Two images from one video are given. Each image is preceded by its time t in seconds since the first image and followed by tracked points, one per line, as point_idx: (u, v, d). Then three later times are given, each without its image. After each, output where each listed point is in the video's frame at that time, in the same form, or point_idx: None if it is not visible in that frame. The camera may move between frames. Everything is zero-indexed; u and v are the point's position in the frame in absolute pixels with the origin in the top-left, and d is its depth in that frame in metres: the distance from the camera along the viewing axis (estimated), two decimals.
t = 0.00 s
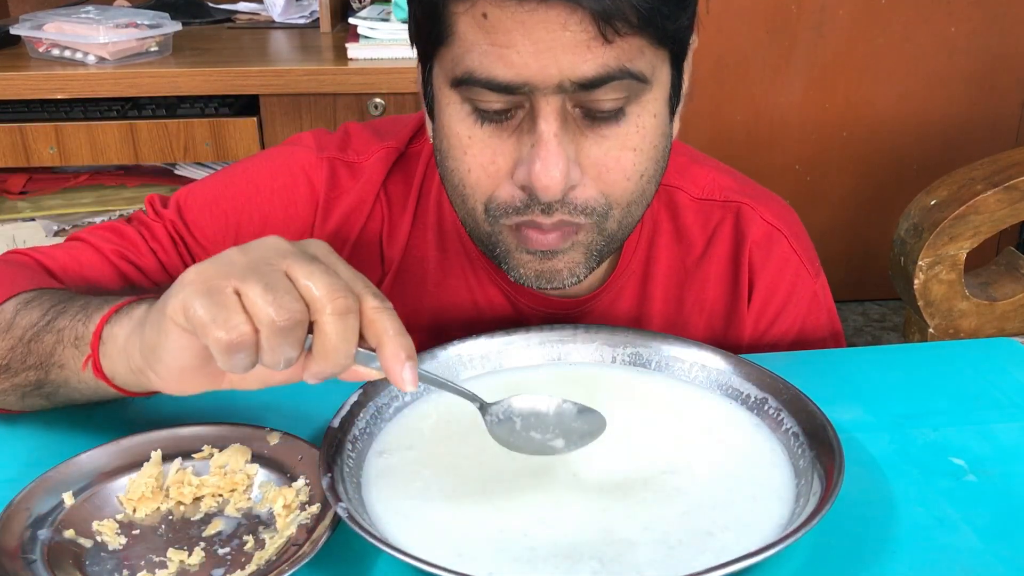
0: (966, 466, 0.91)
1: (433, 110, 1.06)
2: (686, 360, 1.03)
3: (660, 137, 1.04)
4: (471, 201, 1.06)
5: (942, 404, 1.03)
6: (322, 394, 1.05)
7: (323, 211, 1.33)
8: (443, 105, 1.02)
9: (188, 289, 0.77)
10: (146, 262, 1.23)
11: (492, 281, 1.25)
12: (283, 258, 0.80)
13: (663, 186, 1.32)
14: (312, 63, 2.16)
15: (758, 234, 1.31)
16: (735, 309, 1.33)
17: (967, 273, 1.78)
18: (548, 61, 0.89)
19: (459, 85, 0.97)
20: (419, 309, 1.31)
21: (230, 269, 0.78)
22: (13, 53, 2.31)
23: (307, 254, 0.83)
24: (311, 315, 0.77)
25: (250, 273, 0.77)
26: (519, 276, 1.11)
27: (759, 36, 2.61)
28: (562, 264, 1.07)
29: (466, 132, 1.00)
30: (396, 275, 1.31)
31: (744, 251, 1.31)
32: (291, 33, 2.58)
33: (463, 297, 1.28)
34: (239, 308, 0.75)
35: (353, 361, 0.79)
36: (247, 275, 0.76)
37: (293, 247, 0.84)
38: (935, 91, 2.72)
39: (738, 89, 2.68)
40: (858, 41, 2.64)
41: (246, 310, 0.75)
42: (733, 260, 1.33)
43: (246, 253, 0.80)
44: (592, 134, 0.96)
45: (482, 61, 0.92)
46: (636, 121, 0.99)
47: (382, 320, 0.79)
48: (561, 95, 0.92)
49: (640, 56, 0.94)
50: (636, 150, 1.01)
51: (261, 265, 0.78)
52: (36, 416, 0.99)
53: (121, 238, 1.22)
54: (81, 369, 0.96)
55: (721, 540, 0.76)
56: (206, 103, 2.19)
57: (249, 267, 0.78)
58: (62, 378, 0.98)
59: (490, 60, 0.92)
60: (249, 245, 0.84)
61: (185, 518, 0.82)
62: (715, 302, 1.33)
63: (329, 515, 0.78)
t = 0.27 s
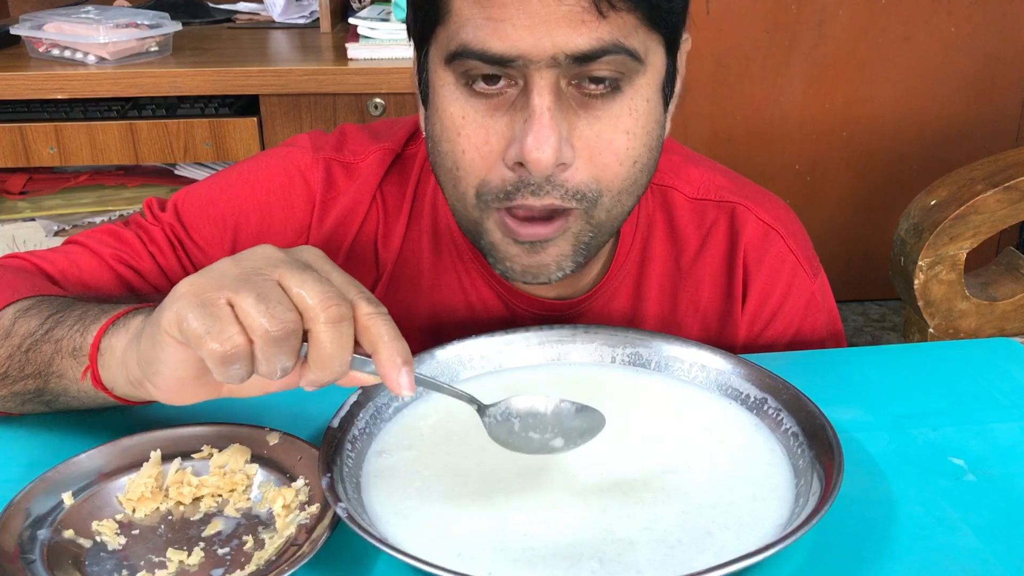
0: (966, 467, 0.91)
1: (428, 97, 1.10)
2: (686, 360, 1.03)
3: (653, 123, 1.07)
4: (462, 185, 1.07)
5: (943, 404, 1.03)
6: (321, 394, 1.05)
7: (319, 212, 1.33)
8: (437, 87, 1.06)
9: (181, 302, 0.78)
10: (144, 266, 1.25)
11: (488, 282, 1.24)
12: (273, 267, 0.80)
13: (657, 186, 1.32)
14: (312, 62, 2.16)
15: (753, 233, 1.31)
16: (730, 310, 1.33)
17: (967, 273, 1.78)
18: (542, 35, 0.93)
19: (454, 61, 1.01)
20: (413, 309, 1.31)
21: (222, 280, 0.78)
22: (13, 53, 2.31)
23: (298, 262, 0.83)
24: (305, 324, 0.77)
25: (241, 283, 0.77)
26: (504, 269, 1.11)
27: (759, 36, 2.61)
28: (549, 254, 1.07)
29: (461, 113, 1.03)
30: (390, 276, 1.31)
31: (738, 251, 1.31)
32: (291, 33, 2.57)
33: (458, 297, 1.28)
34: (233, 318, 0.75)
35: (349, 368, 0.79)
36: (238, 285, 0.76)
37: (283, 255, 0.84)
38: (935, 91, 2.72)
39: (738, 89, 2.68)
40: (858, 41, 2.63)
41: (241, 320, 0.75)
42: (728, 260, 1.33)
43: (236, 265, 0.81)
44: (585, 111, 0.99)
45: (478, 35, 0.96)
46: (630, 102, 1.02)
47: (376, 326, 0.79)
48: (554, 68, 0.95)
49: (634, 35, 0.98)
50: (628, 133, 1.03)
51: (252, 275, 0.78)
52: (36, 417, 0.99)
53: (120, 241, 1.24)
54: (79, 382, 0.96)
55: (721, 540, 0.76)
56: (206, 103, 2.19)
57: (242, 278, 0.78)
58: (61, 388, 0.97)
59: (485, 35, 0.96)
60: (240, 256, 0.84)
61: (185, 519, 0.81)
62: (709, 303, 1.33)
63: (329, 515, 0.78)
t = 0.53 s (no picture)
0: (966, 466, 0.91)
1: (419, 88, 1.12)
2: (685, 360, 1.03)
3: (640, 117, 1.10)
4: (449, 172, 1.08)
5: (943, 404, 1.03)
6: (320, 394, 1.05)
7: (314, 212, 1.33)
8: (428, 78, 1.08)
9: (188, 316, 0.78)
10: (141, 267, 1.24)
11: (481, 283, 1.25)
12: (278, 278, 0.80)
13: (647, 185, 1.32)
14: (312, 62, 2.16)
15: (742, 232, 1.31)
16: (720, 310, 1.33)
17: (967, 273, 1.78)
18: (531, 26, 0.96)
19: (444, 50, 1.04)
20: (408, 309, 1.32)
21: (228, 293, 0.78)
22: (13, 53, 2.31)
23: (302, 273, 0.83)
24: (311, 336, 0.76)
25: (247, 297, 0.77)
26: (491, 252, 1.10)
27: (759, 36, 2.61)
28: (534, 236, 1.08)
29: (449, 101, 1.05)
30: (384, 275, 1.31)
31: (728, 250, 1.31)
32: (291, 33, 2.58)
33: (450, 297, 1.28)
34: (239, 333, 0.75)
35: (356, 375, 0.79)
36: (245, 300, 0.76)
37: (287, 265, 0.84)
38: (935, 91, 2.72)
39: (738, 89, 2.68)
40: (858, 41, 2.63)
41: (250, 335, 0.75)
42: (718, 259, 1.33)
43: (242, 277, 0.80)
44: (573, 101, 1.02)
45: (468, 26, 0.99)
46: (618, 95, 1.05)
47: (382, 334, 0.79)
48: (543, 59, 0.98)
49: (622, 27, 1.01)
50: (617, 126, 1.06)
51: (257, 288, 0.78)
52: (37, 417, 0.99)
53: (116, 242, 1.23)
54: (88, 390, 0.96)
55: (721, 539, 0.76)
56: (206, 103, 2.19)
57: (247, 290, 0.78)
58: (66, 394, 0.97)
59: (474, 25, 0.98)
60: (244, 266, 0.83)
61: (185, 519, 0.81)
62: (700, 302, 1.33)
63: (329, 515, 0.78)
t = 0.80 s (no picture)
0: (965, 466, 0.91)
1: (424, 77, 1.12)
2: (686, 361, 1.03)
3: (641, 116, 1.11)
4: (449, 162, 1.08)
5: (943, 404, 1.03)
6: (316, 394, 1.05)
7: (311, 211, 1.32)
8: (433, 67, 1.08)
9: (199, 324, 0.78)
10: (140, 267, 1.24)
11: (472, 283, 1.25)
12: (287, 285, 0.79)
13: (639, 185, 1.33)
14: (312, 62, 2.16)
15: (732, 233, 1.32)
16: (710, 310, 1.34)
17: (967, 273, 1.78)
18: (540, 20, 0.96)
19: (451, 39, 1.04)
20: (402, 308, 1.32)
21: (238, 301, 0.78)
22: (13, 53, 2.31)
23: (311, 279, 0.82)
24: (321, 343, 0.77)
25: (257, 305, 0.77)
26: (489, 243, 1.09)
27: (759, 36, 2.61)
28: (534, 228, 1.07)
29: (453, 91, 1.05)
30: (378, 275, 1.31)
31: (718, 250, 1.32)
32: (291, 33, 2.57)
33: (443, 296, 1.28)
34: (250, 341, 0.75)
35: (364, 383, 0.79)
36: (255, 308, 0.76)
37: (294, 270, 0.83)
38: (935, 90, 2.72)
39: (738, 89, 2.68)
40: (858, 41, 2.63)
41: (262, 344, 0.75)
42: (709, 260, 1.33)
43: (251, 284, 0.80)
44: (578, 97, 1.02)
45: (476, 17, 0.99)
46: (621, 93, 1.06)
47: (391, 341, 0.79)
48: (550, 53, 0.98)
49: (628, 25, 1.02)
50: (618, 123, 1.07)
51: (267, 295, 0.78)
52: (37, 417, 0.99)
53: (115, 243, 1.23)
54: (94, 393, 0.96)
55: (721, 540, 0.76)
56: (206, 103, 2.19)
57: (257, 299, 0.78)
58: (72, 399, 0.98)
59: (483, 16, 0.98)
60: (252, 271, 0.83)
61: (185, 519, 0.81)
62: (690, 302, 1.34)
63: (329, 516, 0.78)
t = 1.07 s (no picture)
0: (966, 466, 0.91)
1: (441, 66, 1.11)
2: (686, 361, 1.03)
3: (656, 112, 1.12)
4: (468, 153, 1.08)
5: (943, 404, 1.03)
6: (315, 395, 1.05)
7: (311, 211, 1.32)
8: (452, 57, 1.08)
9: (199, 329, 0.77)
10: (140, 267, 1.24)
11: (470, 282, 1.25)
12: (287, 292, 0.79)
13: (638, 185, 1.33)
14: (313, 62, 2.16)
15: (729, 233, 1.32)
16: (705, 311, 1.34)
17: (967, 273, 1.78)
18: (568, 12, 0.96)
19: (475, 28, 1.03)
20: (400, 308, 1.32)
21: (238, 307, 0.77)
22: (13, 53, 2.31)
23: (311, 286, 0.82)
24: (321, 350, 0.76)
25: (258, 312, 0.76)
26: (505, 237, 1.10)
27: (759, 36, 2.61)
28: (551, 223, 1.08)
29: (474, 81, 1.06)
30: (376, 275, 1.32)
31: (714, 250, 1.32)
32: (291, 33, 2.57)
33: (441, 295, 1.28)
34: (251, 347, 0.75)
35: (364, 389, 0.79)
36: (255, 314, 0.76)
37: (296, 277, 0.83)
38: (935, 90, 2.72)
39: (738, 89, 2.68)
40: (858, 41, 2.63)
41: (261, 351, 0.75)
42: (705, 260, 1.33)
43: (251, 290, 0.79)
44: (599, 90, 1.03)
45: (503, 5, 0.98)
46: (639, 88, 1.07)
47: (390, 349, 0.79)
48: (576, 45, 0.98)
49: (651, 21, 1.02)
50: (636, 117, 1.08)
51: (267, 302, 0.78)
52: (35, 418, 0.99)
53: (115, 243, 1.23)
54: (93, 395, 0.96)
55: (721, 540, 0.76)
56: (206, 103, 2.19)
57: (257, 304, 0.77)
58: (71, 400, 0.97)
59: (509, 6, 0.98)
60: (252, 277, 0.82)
61: (185, 519, 0.81)
62: (686, 302, 1.34)
63: (329, 516, 0.78)
